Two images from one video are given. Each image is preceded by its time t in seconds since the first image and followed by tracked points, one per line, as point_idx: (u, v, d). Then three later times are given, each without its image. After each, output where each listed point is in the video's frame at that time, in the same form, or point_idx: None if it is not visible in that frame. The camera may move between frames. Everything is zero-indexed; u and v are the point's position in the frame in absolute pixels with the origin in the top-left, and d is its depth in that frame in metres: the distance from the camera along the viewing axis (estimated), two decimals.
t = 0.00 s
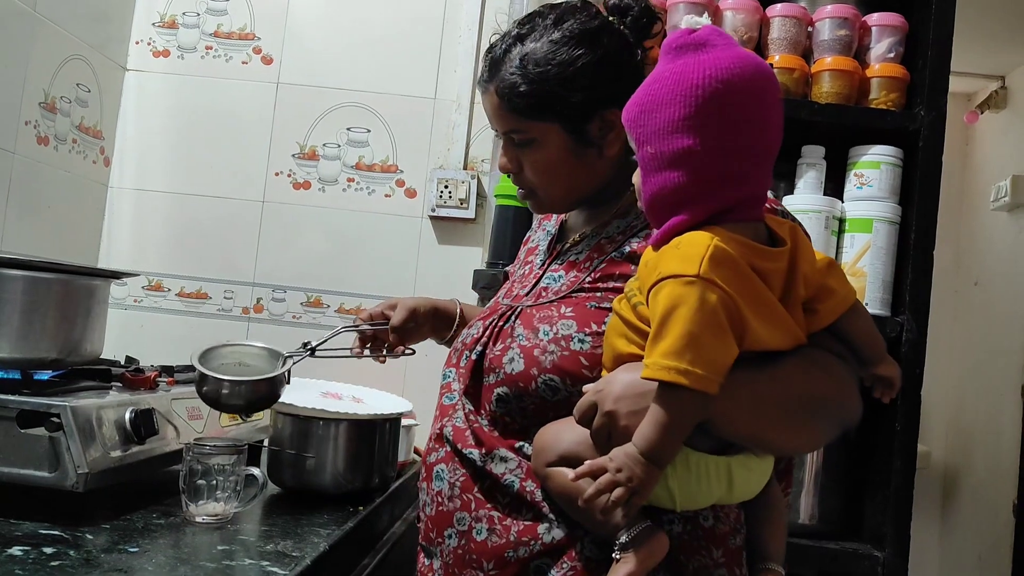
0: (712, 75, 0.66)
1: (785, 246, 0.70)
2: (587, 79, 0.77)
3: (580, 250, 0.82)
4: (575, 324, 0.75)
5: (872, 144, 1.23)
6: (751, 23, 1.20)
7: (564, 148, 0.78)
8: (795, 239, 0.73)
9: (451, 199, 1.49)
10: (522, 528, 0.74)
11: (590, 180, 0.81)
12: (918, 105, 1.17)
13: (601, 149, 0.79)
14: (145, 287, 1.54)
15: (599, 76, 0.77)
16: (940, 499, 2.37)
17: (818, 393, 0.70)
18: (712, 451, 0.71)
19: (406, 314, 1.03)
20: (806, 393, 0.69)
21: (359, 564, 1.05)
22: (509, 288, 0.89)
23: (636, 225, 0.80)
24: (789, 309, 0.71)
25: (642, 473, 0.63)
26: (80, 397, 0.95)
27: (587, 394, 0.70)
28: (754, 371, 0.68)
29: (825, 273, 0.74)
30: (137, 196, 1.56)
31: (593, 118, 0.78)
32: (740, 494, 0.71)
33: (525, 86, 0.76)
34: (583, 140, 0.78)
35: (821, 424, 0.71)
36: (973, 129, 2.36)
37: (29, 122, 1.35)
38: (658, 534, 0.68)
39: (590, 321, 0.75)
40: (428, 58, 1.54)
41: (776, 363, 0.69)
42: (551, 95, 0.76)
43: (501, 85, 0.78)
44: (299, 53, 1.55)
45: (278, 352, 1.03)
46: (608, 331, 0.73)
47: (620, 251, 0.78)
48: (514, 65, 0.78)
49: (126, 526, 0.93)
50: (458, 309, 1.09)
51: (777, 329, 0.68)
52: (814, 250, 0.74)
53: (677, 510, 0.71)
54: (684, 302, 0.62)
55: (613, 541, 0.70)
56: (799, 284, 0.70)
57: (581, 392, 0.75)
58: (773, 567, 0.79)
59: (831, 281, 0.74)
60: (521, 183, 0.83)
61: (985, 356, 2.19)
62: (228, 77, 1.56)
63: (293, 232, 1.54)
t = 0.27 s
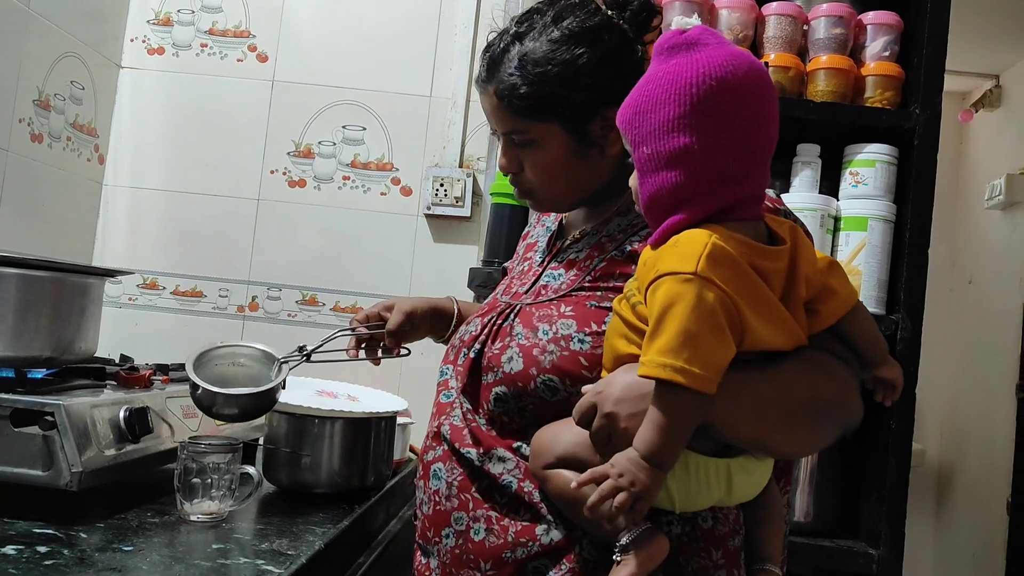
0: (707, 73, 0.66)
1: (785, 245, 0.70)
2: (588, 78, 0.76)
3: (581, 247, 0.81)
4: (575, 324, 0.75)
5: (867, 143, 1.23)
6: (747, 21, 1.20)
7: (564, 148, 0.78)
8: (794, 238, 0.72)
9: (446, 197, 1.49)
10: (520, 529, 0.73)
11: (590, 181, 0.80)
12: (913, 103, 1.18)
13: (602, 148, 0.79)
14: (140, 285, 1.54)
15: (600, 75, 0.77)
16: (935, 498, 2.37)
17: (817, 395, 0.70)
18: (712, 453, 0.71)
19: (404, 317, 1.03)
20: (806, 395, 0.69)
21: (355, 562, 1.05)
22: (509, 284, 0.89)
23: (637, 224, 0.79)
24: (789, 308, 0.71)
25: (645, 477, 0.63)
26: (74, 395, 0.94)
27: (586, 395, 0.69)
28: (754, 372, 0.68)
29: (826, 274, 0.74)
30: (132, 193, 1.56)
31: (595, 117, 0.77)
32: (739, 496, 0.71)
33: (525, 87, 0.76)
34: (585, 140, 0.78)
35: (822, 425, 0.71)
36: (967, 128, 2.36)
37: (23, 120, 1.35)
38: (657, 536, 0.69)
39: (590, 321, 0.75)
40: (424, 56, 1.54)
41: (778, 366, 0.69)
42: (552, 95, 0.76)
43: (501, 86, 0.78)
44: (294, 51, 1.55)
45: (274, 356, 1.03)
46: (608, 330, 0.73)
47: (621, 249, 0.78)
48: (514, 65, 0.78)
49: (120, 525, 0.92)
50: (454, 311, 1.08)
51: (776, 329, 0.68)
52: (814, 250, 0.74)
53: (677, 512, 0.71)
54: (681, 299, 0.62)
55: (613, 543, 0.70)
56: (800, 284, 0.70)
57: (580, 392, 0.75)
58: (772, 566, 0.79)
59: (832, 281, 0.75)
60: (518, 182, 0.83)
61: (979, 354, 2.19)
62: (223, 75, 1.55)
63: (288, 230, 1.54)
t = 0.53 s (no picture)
0: (711, 62, 0.66)
1: (787, 236, 0.70)
2: (587, 71, 0.76)
3: (580, 241, 0.81)
4: (575, 317, 0.75)
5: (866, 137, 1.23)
6: (746, 14, 1.20)
7: (563, 143, 0.78)
8: (796, 230, 0.72)
9: (444, 191, 1.49)
10: (519, 523, 0.73)
11: (590, 174, 0.80)
12: (912, 97, 1.17)
13: (601, 142, 0.79)
14: (137, 279, 1.54)
15: (599, 67, 0.76)
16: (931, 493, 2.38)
17: (818, 387, 0.70)
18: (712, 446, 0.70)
19: (397, 318, 1.03)
20: (807, 388, 0.69)
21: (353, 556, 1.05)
22: (506, 279, 0.89)
23: (637, 216, 0.79)
24: (790, 300, 0.71)
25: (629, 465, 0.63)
26: (71, 389, 0.94)
27: (586, 384, 0.69)
28: (755, 364, 0.68)
29: (827, 266, 0.74)
30: (129, 187, 1.55)
31: (593, 110, 0.77)
32: (739, 487, 0.71)
33: (524, 81, 0.76)
34: (584, 134, 0.78)
35: (822, 418, 0.71)
36: (966, 123, 2.36)
37: (19, 113, 1.34)
38: (659, 529, 0.68)
39: (591, 313, 0.75)
40: (421, 50, 1.53)
41: (779, 358, 0.69)
42: (550, 89, 0.76)
43: (499, 80, 0.78)
44: (291, 44, 1.54)
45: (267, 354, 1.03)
46: (609, 321, 0.73)
47: (621, 242, 0.78)
48: (511, 60, 0.77)
49: (117, 519, 0.92)
50: (447, 307, 1.07)
51: (777, 320, 0.68)
52: (817, 243, 0.73)
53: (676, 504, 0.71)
54: (678, 288, 0.62)
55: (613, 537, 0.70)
56: (800, 276, 0.70)
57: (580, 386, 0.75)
58: (772, 559, 0.79)
59: (834, 274, 0.74)
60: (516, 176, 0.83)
61: (976, 350, 2.20)
62: (220, 68, 1.55)
63: (285, 225, 1.53)
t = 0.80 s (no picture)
0: (705, 63, 0.66)
1: (785, 234, 0.70)
2: (582, 74, 0.76)
3: (578, 240, 0.81)
4: (574, 316, 0.75)
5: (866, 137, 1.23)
6: (746, 14, 1.20)
7: (560, 146, 0.78)
8: (794, 228, 0.72)
9: (444, 190, 1.49)
10: (520, 523, 0.73)
11: (587, 174, 0.81)
12: (912, 97, 1.18)
13: (597, 143, 0.79)
14: (136, 278, 1.54)
15: (594, 71, 0.77)
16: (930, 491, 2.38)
17: (816, 386, 0.70)
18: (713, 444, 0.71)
19: (394, 319, 1.03)
20: (806, 386, 0.70)
21: (354, 554, 1.06)
22: (504, 278, 0.89)
23: (634, 216, 0.79)
24: (789, 298, 0.71)
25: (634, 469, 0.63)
26: (71, 388, 0.94)
27: (586, 385, 0.69)
28: (754, 362, 0.68)
29: (824, 263, 0.74)
30: (129, 185, 1.55)
31: (588, 111, 0.77)
32: (740, 485, 0.71)
33: (516, 86, 0.76)
34: (580, 136, 0.78)
35: (821, 417, 0.71)
36: (966, 122, 2.36)
37: (19, 111, 1.34)
38: (661, 527, 0.68)
39: (589, 313, 0.75)
40: (421, 49, 1.53)
41: (777, 356, 0.69)
42: (544, 92, 0.75)
43: (492, 85, 0.77)
44: (291, 43, 1.54)
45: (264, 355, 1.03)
46: (608, 321, 0.73)
47: (619, 242, 0.78)
48: (503, 65, 0.77)
49: (117, 518, 0.92)
50: (446, 305, 1.07)
51: (775, 318, 0.68)
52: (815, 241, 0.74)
53: (678, 502, 0.71)
54: (677, 289, 0.62)
55: (615, 535, 0.70)
56: (798, 274, 0.70)
57: (580, 385, 0.75)
58: (772, 557, 0.79)
59: (831, 271, 0.75)
60: (514, 177, 0.83)
61: (976, 349, 2.20)
62: (220, 67, 1.55)
63: (285, 223, 1.53)
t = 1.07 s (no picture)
0: (692, 66, 0.66)
1: (778, 235, 0.71)
2: (576, 77, 0.76)
3: (575, 240, 0.81)
4: (571, 317, 0.75)
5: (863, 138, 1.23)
6: (744, 14, 1.20)
7: (557, 148, 0.78)
8: (787, 229, 0.72)
9: (441, 189, 1.49)
10: (518, 522, 0.73)
11: (584, 175, 0.81)
12: (909, 98, 1.18)
13: (593, 144, 0.79)
14: (133, 276, 1.53)
15: (589, 73, 0.77)
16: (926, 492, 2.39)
17: (811, 386, 0.70)
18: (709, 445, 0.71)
19: (390, 317, 1.03)
20: (800, 386, 0.70)
21: (350, 553, 1.05)
22: (501, 278, 0.89)
23: (630, 216, 0.79)
24: (783, 299, 0.71)
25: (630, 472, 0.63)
26: (67, 386, 0.94)
27: (583, 387, 0.70)
28: (748, 362, 0.68)
29: (817, 263, 0.74)
30: (126, 183, 1.55)
31: (584, 113, 0.77)
32: (736, 485, 0.71)
33: (511, 90, 0.76)
34: (576, 137, 0.78)
35: (816, 417, 0.72)
36: (963, 123, 2.36)
37: (16, 109, 1.34)
38: (658, 527, 0.68)
39: (586, 314, 0.75)
40: (419, 48, 1.53)
41: (772, 356, 0.69)
42: (539, 95, 0.75)
43: (487, 89, 0.77)
44: (289, 41, 1.54)
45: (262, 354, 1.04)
46: (603, 324, 0.73)
47: (615, 242, 0.78)
48: (498, 69, 0.77)
49: (113, 517, 0.92)
50: (444, 304, 1.07)
51: (770, 319, 0.68)
52: (808, 241, 0.74)
53: (674, 503, 0.71)
54: (671, 292, 0.62)
55: (612, 535, 0.71)
56: (792, 275, 0.71)
57: (577, 386, 0.75)
58: (768, 556, 0.80)
59: (825, 271, 0.75)
60: (511, 178, 0.83)
61: (971, 349, 2.20)
62: (217, 65, 1.55)
63: (282, 222, 1.53)
